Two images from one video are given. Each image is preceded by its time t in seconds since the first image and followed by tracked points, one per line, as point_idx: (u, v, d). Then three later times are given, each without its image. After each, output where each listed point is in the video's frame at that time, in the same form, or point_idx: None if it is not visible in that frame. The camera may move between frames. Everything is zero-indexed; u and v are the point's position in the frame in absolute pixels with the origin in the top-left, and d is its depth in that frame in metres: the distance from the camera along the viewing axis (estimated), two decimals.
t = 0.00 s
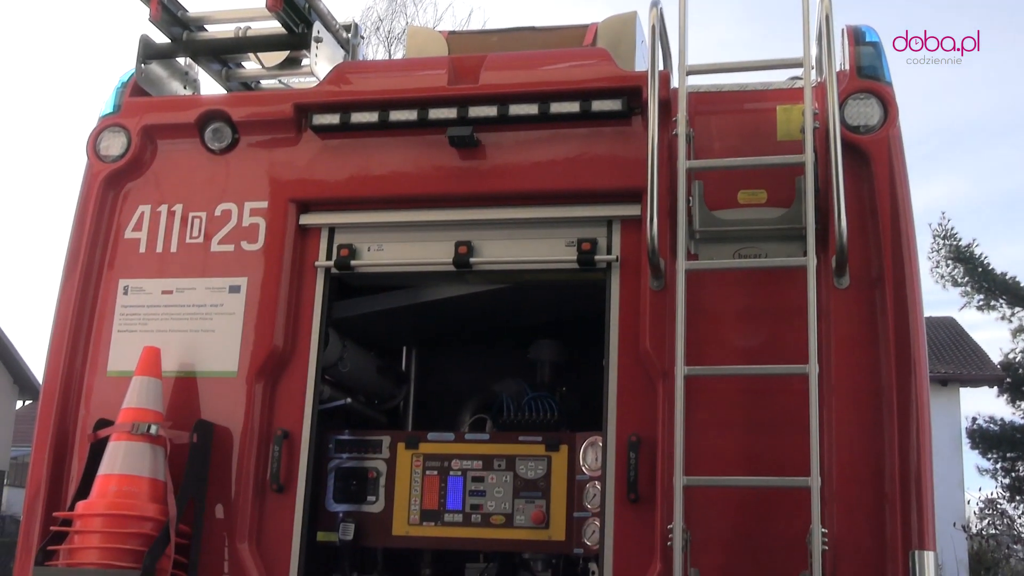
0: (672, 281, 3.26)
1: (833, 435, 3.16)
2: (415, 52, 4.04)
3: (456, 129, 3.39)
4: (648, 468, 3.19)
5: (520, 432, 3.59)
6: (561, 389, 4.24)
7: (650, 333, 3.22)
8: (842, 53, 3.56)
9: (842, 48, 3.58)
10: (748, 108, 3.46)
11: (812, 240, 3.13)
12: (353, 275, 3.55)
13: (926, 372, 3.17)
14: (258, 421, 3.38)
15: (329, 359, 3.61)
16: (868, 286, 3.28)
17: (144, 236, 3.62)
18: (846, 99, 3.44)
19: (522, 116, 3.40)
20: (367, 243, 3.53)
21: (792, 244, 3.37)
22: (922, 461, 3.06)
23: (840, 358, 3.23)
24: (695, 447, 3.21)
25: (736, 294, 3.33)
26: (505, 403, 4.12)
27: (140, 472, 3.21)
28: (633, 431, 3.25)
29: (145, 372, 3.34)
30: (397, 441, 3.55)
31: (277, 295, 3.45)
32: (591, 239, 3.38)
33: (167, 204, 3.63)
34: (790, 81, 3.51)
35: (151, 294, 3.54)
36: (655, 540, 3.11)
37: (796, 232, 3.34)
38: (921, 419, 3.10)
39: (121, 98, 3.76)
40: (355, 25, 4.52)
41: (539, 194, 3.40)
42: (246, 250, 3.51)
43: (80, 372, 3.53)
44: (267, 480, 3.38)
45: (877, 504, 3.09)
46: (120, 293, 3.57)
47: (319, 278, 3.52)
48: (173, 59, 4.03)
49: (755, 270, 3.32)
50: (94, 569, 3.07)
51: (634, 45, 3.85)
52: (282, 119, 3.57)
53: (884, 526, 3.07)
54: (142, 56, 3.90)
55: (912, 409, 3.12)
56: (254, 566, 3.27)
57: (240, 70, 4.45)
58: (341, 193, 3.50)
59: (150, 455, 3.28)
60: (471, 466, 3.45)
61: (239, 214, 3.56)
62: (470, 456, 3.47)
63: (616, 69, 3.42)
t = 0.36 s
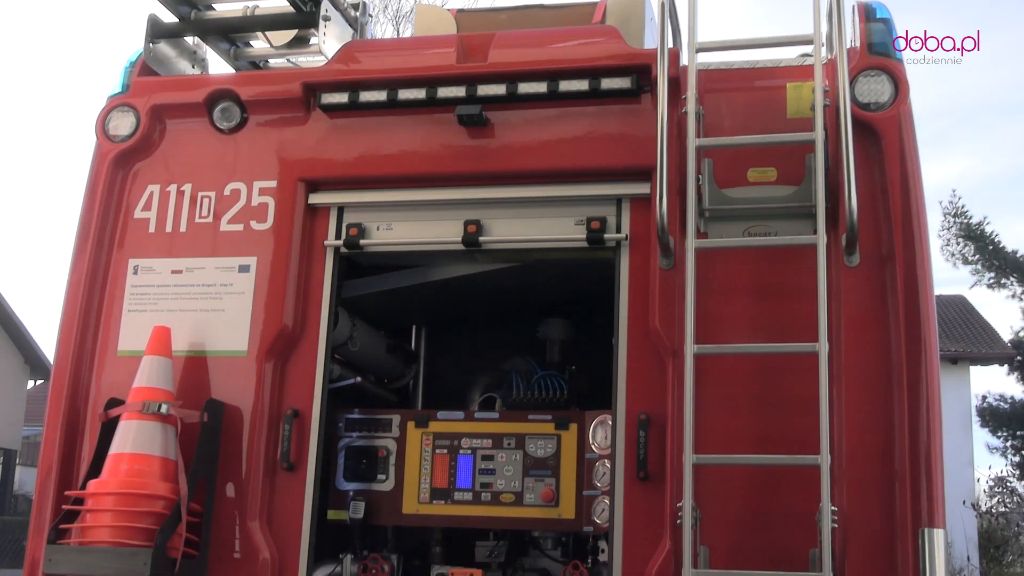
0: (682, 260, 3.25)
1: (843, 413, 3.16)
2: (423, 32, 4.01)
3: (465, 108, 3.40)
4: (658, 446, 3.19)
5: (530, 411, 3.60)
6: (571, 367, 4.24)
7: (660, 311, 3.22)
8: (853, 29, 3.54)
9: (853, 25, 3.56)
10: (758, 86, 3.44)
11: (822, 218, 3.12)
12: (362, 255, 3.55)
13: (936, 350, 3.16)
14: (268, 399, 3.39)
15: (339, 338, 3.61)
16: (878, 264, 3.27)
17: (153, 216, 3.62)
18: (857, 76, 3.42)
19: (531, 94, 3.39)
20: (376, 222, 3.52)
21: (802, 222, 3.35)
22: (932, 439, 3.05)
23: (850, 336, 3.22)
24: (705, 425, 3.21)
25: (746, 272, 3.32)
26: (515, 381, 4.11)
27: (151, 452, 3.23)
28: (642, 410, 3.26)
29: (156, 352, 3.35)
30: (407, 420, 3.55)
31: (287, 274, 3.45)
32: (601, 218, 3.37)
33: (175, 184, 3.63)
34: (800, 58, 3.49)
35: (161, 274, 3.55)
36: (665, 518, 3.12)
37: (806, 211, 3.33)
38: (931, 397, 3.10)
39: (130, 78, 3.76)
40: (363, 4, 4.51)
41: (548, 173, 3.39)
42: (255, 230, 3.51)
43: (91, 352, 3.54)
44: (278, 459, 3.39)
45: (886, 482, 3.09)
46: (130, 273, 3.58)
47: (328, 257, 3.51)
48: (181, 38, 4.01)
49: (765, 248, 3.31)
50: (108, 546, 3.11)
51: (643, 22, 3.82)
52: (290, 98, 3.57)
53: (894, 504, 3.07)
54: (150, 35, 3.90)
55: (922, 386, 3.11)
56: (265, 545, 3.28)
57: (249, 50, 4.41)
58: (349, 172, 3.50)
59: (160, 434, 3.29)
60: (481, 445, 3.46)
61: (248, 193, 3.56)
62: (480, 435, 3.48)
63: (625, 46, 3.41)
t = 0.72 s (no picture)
0: (691, 238, 3.25)
1: (852, 392, 3.16)
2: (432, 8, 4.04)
3: (474, 86, 3.38)
4: (667, 425, 3.20)
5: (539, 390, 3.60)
6: (581, 346, 4.24)
7: (670, 289, 3.22)
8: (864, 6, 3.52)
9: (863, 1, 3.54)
10: (768, 63, 3.43)
11: (832, 196, 3.11)
12: (371, 234, 3.56)
13: (947, 328, 3.15)
14: (278, 378, 3.40)
15: (348, 317, 3.62)
16: (888, 242, 3.26)
17: (162, 195, 3.62)
18: (868, 53, 3.40)
19: (540, 72, 3.38)
20: (385, 201, 3.52)
21: (812, 200, 3.34)
22: (942, 416, 3.05)
23: (860, 315, 3.22)
24: (714, 404, 3.21)
25: (755, 249, 3.31)
26: (524, 360, 4.12)
27: (161, 431, 3.25)
28: (652, 388, 3.26)
29: (166, 331, 3.36)
30: (416, 399, 3.56)
31: (296, 253, 3.45)
32: (610, 196, 3.36)
33: (185, 164, 3.63)
34: (811, 35, 3.47)
35: (170, 253, 3.55)
36: (674, 497, 3.13)
37: (816, 188, 3.32)
38: (941, 375, 3.09)
39: (138, 57, 3.76)
40: None
41: (557, 152, 3.38)
42: (264, 209, 3.51)
43: (101, 332, 3.56)
44: (288, 438, 3.40)
45: (896, 460, 3.09)
46: (140, 253, 3.58)
47: (338, 237, 3.52)
48: (189, 18, 4.00)
49: (774, 226, 3.31)
50: (119, 525, 3.12)
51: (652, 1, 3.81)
52: (298, 77, 3.56)
53: (904, 482, 3.07)
54: (158, 15, 3.89)
55: (932, 364, 3.10)
56: (275, 523, 3.30)
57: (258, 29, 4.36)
58: (358, 151, 3.49)
59: (171, 413, 3.30)
60: (490, 423, 3.47)
61: (257, 172, 3.56)
62: (489, 414, 3.48)
63: (634, 24, 3.39)
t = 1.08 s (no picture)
0: (700, 218, 3.24)
1: (862, 371, 3.16)
2: None
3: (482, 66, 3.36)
4: (677, 405, 3.20)
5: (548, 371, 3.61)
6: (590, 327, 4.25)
7: (679, 269, 3.22)
8: None
9: None
10: (778, 42, 3.41)
11: (842, 175, 3.10)
12: (380, 214, 3.56)
13: (957, 308, 3.14)
14: (287, 358, 3.41)
15: (357, 298, 3.63)
16: (898, 222, 3.25)
17: (171, 177, 3.62)
18: (878, 32, 3.39)
19: (548, 52, 3.37)
20: (393, 181, 3.52)
21: (822, 180, 3.33)
22: (951, 396, 3.04)
23: (870, 295, 3.21)
24: (723, 384, 3.21)
25: (765, 229, 3.30)
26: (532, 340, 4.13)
27: (171, 412, 3.26)
28: (661, 369, 3.26)
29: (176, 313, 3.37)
30: (425, 380, 3.56)
31: (305, 234, 3.46)
32: (619, 176, 3.36)
33: (193, 145, 3.63)
34: (821, 14, 3.45)
35: (179, 235, 3.56)
36: (684, 477, 3.14)
37: (825, 168, 3.31)
38: (951, 354, 3.08)
39: (146, 38, 3.75)
40: None
41: (566, 132, 3.38)
42: (273, 190, 3.51)
43: (111, 313, 3.56)
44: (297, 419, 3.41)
45: (905, 440, 3.09)
46: (148, 235, 3.58)
47: (347, 217, 3.52)
48: None
49: (784, 207, 3.30)
50: (130, 505, 3.13)
51: None
52: (306, 58, 3.56)
53: (913, 462, 3.07)
54: None
55: (942, 344, 3.10)
56: (285, 503, 3.31)
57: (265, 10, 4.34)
58: (366, 132, 3.49)
59: (181, 394, 3.31)
60: (500, 404, 3.47)
61: (266, 153, 3.56)
62: (498, 394, 3.49)
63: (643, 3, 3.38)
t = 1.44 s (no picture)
0: (706, 194, 3.24)
1: (868, 348, 3.15)
2: None
3: (487, 43, 3.36)
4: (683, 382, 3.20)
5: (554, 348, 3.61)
6: (596, 304, 4.25)
7: (684, 246, 3.22)
8: None
9: None
10: (784, 18, 3.40)
11: (849, 152, 3.10)
12: (385, 192, 3.55)
13: (963, 284, 3.13)
14: (293, 335, 3.42)
15: (363, 276, 3.63)
16: (905, 198, 3.24)
17: (176, 155, 3.62)
18: (885, 8, 3.37)
19: (554, 29, 3.36)
20: (398, 159, 3.51)
21: (828, 157, 3.32)
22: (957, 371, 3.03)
23: (876, 271, 3.20)
24: (729, 361, 3.22)
25: (770, 206, 3.30)
26: (539, 317, 4.14)
27: (178, 389, 3.27)
28: (667, 345, 3.26)
29: (182, 291, 3.38)
30: (430, 357, 3.57)
31: (311, 211, 3.46)
32: (625, 153, 3.35)
33: (198, 123, 3.63)
34: None
35: (184, 212, 3.56)
36: (689, 453, 3.14)
37: (831, 144, 3.30)
38: (957, 330, 3.08)
39: (150, 15, 3.74)
40: None
41: (571, 109, 3.37)
42: (278, 168, 3.52)
43: (117, 291, 3.57)
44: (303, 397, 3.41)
45: (911, 417, 3.09)
46: (154, 213, 3.59)
47: (352, 195, 3.51)
48: None
49: (790, 183, 3.29)
50: (137, 482, 3.14)
51: None
52: (311, 35, 3.55)
53: (918, 438, 3.07)
54: None
55: (947, 320, 3.09)
56: (292, 480, 3.33)
57: None
58: (371, 110, 3.48)
59: (188, 372, 3.32)
60: (505, 381, 3.48)
61: (271, 131, 3.56)
62: (504, 371, 3.50)
63: None
